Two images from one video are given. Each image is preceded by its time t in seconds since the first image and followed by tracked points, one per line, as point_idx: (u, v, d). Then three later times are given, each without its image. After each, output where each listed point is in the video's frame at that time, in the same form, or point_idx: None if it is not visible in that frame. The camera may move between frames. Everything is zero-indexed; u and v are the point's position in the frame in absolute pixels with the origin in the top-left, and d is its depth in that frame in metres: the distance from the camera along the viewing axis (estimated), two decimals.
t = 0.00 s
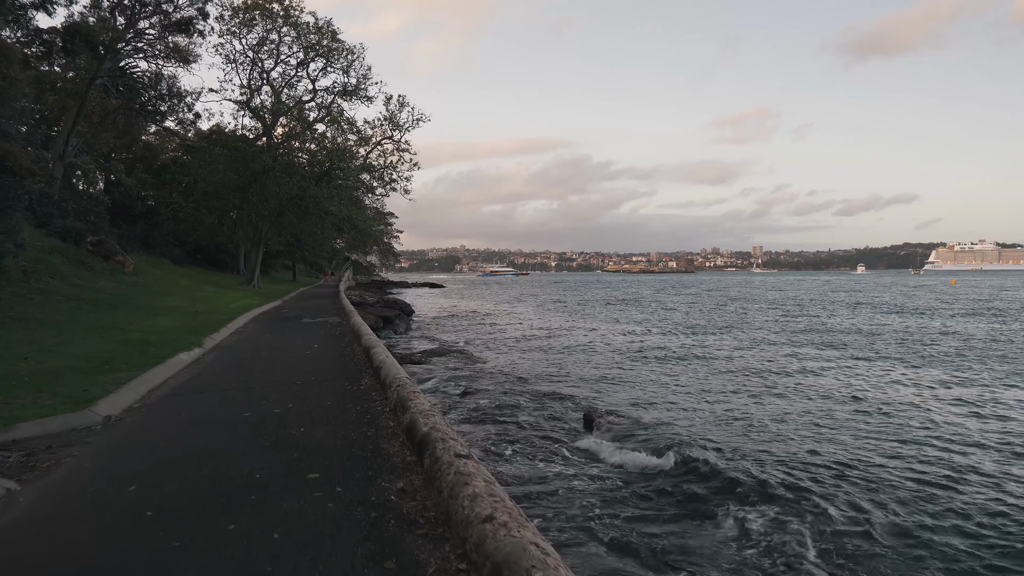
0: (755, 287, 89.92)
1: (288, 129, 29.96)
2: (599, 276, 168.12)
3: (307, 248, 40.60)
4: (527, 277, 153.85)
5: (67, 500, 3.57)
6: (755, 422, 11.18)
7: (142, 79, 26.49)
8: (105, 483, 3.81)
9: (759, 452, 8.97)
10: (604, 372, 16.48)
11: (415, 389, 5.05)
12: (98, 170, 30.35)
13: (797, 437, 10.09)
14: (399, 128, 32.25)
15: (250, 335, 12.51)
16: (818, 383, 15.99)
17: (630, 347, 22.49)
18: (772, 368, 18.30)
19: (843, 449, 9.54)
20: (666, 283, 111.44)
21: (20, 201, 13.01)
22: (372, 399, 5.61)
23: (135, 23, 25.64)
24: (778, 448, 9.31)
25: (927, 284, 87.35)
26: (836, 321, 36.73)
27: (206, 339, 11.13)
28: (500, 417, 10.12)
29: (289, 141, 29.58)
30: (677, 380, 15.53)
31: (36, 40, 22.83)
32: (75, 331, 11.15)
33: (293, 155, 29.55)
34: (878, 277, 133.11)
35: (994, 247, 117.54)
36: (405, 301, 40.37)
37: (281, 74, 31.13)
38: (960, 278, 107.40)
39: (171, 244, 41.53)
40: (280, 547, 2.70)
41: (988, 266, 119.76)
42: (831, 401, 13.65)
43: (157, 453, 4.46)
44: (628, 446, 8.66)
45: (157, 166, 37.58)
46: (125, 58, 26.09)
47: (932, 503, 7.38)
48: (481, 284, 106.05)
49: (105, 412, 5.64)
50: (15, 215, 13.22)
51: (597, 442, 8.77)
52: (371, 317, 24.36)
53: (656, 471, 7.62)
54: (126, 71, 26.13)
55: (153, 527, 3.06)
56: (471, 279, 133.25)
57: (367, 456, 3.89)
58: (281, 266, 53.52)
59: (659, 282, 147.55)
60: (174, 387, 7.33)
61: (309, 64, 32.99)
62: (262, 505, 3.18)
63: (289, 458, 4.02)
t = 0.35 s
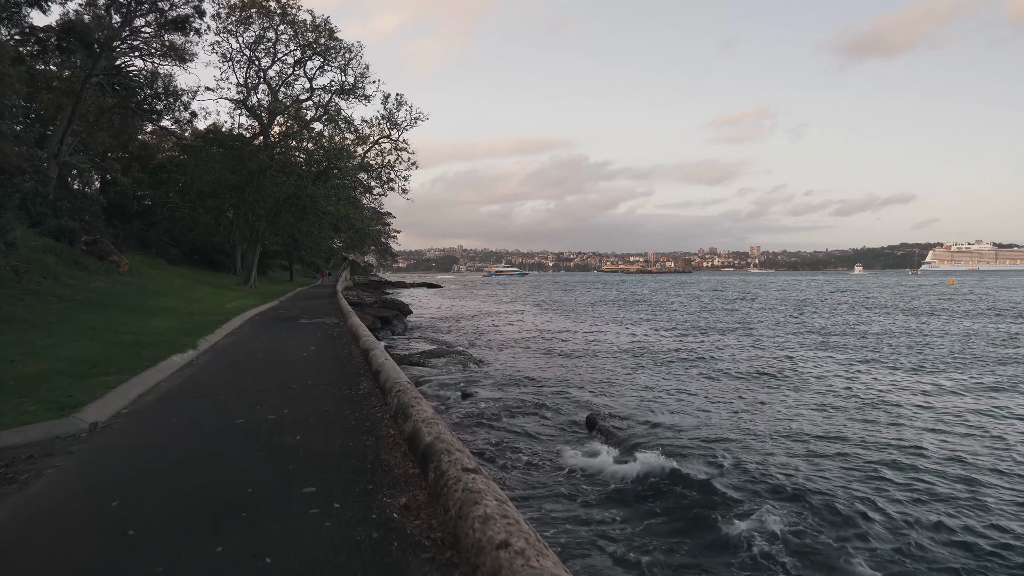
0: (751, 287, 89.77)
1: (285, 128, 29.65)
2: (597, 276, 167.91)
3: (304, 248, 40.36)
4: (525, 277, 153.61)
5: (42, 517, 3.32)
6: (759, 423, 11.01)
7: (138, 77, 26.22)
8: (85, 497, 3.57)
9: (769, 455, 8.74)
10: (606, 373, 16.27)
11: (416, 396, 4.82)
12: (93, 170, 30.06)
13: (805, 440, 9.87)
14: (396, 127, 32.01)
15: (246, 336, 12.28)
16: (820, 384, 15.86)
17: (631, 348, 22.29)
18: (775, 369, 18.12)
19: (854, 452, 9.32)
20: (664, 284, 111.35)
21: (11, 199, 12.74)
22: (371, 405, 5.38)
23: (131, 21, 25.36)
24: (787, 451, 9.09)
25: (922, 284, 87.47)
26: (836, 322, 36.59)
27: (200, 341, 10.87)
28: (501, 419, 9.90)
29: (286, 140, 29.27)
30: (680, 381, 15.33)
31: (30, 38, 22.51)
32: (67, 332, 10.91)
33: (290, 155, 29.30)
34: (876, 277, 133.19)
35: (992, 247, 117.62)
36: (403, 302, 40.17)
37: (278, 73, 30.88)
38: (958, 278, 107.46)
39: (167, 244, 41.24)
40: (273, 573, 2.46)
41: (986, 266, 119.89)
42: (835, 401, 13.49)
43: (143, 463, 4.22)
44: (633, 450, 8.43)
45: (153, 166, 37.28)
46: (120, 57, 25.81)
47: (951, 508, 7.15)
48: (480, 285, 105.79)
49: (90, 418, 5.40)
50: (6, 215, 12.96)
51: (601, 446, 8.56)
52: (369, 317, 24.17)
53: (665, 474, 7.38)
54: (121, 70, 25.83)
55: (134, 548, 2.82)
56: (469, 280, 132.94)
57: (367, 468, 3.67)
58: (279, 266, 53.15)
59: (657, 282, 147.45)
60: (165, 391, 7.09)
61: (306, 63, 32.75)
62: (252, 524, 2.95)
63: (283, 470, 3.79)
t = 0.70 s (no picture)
0: (743, 288, 90.00)
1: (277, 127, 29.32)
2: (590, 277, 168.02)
3: (296, 248, 40.02)
4: (518, 278, 153.46)
5: (9, 536, 3.06)
6: (759, 426, 10.86)
7: (128, 75, 25.74)
8: (58, 514, 3.32)
9: (771, 459, 8.56)
10: (602, 375, 16.06)
11: (412, 402, 4.59)
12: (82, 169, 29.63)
13: (806, 443, 9.73)
14: (390, 127, 31.78)
15: (236, 339, 12.00)
16: (817, 385, 15.78)
17: (626, 350, 22.14)
18: (770, 370, 18.05)
19: (858, 455, 9.16)
20: (657, 284, 111.55)
21: None
22: (365, 412, 5.14)
23: (121, 19, 24.99)
24: (789, 454, 8.92)
25: (912, 285, 88.06)
26: (828, 322, 36.68)
27: (188, 342, 10.58)
28: (497, 423, 9.70)
29: (278, 139, 28.91)
30: (676, 384, 15.17)
31: (19, 36, 22.10)
32: (50, 334, 10.60)
33: (282, 154, 28.99)
34: (867, 277, 134.06)
35: (981, 248, 118.65)
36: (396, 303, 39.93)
37: (270, 72, 30.57)
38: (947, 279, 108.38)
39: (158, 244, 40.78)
40: None
41: (975, 267, 120.95)
42: (834, 404, 13.38)
43: (122, 476, 3.96)
44: (634, 456, 8.23)
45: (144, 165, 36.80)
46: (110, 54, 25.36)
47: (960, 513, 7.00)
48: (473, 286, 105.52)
49: (70, 426, 5.14)
50: None
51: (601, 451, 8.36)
52: (361, 318, 23.92)
53: (667, 480, 7.17)
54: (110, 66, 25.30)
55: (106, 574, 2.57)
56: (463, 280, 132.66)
57: (361, 481, 3.44)
58: (271, 267, 52.67)
59: (650, 282, 147.70)
60: (151, 396, 6.82)
61: (299, 62, 32.45)
62: (238, 546, 2.71)
63: (271, 483, 3.55)
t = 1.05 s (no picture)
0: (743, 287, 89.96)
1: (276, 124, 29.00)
2: (589, 276, 167.77)
3: (295, 246, 39.74)
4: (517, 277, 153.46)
5: None
6: (768, 428, 10.60)
7: (126, 73, 25.44)
8: (36, 532, 3.08)
9: (783, 462, 8.33)
10: (605, 376, 15.83)
11: (415, 409, 4.34)
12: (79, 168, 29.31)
13: (817, 445, 9.51)
14: (389, 124, 31.49)
15: (232, 339, 11.73)
16: (823, 385, 15.55)
17: (628, 349, 21.94)
18: (774, 370, 17.86)
19: (871, 458, 8.93)
20: (657, 282, 111.44)
21: None
22: (366, 418, 4.91)
23: (118, 16, 24.68)
24: (800, 457, 8.70)
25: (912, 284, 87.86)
26: (830, 321, 36.50)
27: (183, 343, 10.32)
28: (500, 426, 9.47)
29: (277, 136, 28.65)
30: (680, 384, 14.96)
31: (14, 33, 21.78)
32: (43, 335, 10.33)
33: (281, 152, 28.71)
34: (867, 276, 134.10)
35: (981, 246, 118.59)
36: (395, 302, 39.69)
37: (268, 70, 30.29)
38: (947, 277, 108.42)
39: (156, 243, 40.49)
40: None
41: (974, 266, 120.92)
42: (842, 404, 13.15)
43: (106, 488, 3.72)
44: (641, 461, 8.00)
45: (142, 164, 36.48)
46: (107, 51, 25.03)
47: (980, 517, 6.78)
48: (472, 285, 105.27)
49: (56, 433, 4.90)
50: None
51: (607, 456, 8.12)
52: (361, 317, 23.67)
53: (677, 486, 6.94)
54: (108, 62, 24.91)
55: None
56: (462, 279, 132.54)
57: (362, 497, 3.20)
58: (269, 266, 52.41)
59: (650, 281, 147.50)
60: (144, 399, 6.59)
61: (297, 59, 32.16)
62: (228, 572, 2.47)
63: (267, 498, 3.32)
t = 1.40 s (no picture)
0: (738, 288, 89.81)
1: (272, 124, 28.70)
2: (586, 277, 167.77)
3: (291, 247, 39.47)
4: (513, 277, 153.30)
5: None
6: (773, 431, 10.45)
7: (120, 72, 24.99)
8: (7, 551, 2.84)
9: (791, 467, 8.14)
10: (605, 378, 15.63)
11: (418, 417, 4.11)
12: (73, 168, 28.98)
13: (823, 449, 9.34)
14: (386, 124, 31.18)
15: (228, 341, 11.50)
16: (825, 387, 15.41)
17: (627, 351, 21.75)
18: (774, 372, 17.70)
19: (879, 461, 8.75)
20: (653, 284, 111.31)
21: None
22: (365, 425, 4.68)
23: (112, 14, 24.37)
24: (808, 461, 8.52)
25: (907, 286, 87.79)
26: (829, 322, 36.40)
27: (177, 346, 10.09)
28: (501, 430, 9.27)
29: (273, 136, 28.35)
30: (681, 386, 14.79)
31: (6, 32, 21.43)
32: (32, 337, 10.07)
33: (277, 152, 28.43)
34: (862, 277, 134.42)
35: (976, 247, 119.01)
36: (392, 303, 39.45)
37: (264, 69, 30.01)
38: (943, 278, 108.72)
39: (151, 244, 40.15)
40: None
41: (970, 267, 121.33)
42: (845, 406, 13.01)
43: (88, 501, 3.48)
44: (646, 466, 7.82)
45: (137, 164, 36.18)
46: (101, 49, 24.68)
47: (995, 521, 6.59)
48: (469, 286, 105.09)
49: (38, 440, 4.65)
50: None
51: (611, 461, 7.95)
52: (357, 318, 23.45)
53: (685, 493, 6.75)
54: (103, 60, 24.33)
55: None
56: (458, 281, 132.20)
57: (362, 514, 2.96)
58: (265, 267, 52.07)
59: (647, 281, 147.57)
60: (134, 404, 6.34)
61: (293, 59, 31.89)
62: None
63: (258, 515, 3.08)
